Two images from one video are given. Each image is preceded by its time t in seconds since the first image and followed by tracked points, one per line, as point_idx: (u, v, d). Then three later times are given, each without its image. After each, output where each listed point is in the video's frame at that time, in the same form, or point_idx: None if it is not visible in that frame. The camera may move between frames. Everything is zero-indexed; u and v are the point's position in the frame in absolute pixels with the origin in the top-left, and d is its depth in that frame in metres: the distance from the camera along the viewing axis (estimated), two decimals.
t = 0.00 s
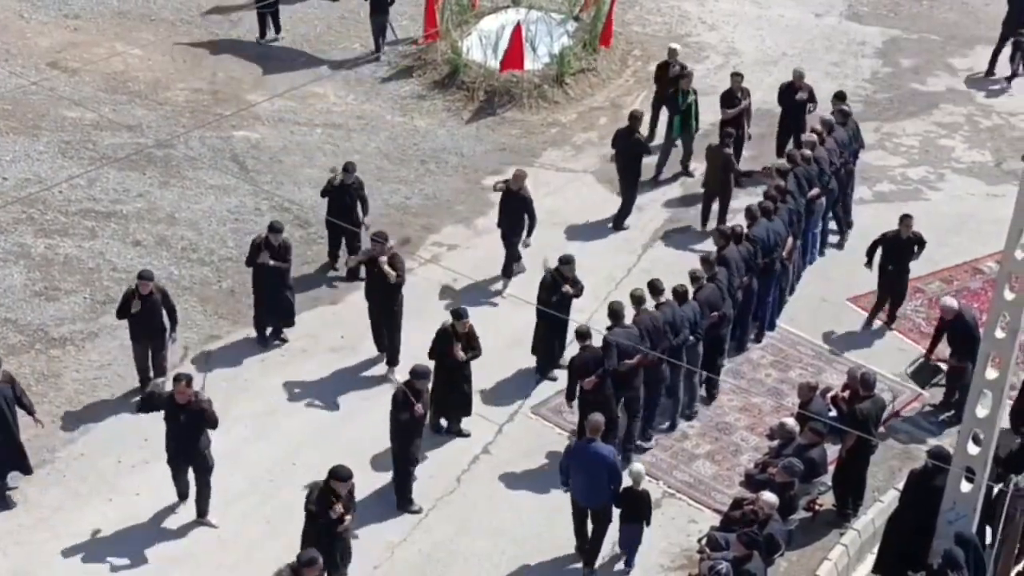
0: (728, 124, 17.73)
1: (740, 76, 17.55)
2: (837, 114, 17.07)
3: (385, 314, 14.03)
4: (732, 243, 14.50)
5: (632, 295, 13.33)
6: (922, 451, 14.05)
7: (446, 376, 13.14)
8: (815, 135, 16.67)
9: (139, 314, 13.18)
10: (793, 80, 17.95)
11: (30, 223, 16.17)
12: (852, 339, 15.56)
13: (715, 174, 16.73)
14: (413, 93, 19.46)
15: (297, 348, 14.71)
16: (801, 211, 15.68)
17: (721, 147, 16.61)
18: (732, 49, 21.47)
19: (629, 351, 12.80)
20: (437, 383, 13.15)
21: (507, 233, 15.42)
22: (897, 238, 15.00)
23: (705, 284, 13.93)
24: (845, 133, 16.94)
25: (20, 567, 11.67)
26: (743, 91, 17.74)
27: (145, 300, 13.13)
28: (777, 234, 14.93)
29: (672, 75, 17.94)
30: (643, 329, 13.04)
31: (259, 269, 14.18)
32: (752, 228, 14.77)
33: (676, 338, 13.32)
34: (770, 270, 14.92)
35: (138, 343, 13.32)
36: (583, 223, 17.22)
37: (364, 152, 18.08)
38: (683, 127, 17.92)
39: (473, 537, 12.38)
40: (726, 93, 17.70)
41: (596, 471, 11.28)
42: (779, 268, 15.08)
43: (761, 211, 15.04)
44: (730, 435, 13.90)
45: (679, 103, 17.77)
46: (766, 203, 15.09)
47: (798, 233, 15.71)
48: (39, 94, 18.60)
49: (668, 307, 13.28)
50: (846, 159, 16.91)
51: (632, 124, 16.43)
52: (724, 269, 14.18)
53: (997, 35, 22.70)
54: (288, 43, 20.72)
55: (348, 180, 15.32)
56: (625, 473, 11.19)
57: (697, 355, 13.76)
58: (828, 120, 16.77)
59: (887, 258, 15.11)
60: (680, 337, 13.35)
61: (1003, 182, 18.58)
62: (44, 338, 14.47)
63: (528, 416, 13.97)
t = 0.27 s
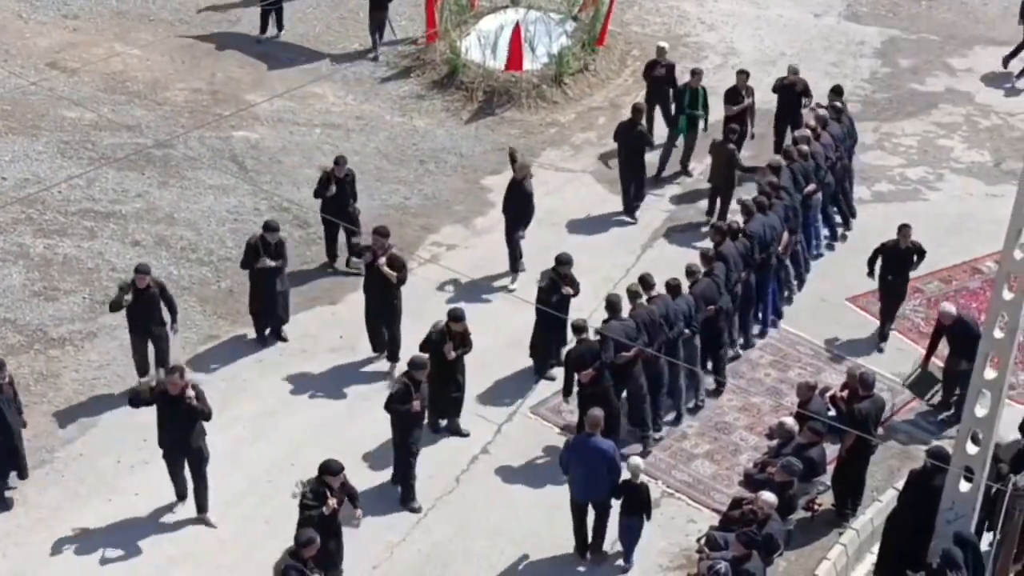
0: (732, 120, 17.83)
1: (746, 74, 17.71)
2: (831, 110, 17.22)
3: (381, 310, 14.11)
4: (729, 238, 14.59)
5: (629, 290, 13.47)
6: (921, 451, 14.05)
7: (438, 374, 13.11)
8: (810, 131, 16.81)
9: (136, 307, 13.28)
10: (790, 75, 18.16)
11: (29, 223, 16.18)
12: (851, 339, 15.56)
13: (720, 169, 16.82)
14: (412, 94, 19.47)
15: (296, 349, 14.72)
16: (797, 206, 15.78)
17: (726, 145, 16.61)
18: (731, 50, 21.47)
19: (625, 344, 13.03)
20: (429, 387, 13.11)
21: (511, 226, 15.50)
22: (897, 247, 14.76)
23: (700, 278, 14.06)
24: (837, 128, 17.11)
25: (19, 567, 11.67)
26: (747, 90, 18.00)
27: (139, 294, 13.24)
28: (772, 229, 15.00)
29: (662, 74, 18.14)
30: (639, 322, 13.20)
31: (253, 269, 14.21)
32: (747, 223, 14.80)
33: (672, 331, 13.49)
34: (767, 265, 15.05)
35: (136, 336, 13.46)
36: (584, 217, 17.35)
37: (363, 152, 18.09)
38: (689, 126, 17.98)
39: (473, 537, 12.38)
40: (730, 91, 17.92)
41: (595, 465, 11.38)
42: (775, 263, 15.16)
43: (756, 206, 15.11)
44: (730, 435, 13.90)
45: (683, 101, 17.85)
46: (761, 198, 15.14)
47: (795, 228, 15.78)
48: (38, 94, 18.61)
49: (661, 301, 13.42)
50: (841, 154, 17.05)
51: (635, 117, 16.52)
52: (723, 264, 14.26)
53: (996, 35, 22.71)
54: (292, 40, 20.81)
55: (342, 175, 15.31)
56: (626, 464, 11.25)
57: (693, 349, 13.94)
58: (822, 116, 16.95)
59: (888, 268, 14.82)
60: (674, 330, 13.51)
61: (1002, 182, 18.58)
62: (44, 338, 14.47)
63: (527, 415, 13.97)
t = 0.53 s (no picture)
0: (731, 121, 17.85)
1: (745, 76, 17.79)
2: (830, 112, 17.34)
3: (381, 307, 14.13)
4: (730, 241, 14.71)
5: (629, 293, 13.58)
6: (920, 457, 14.02)
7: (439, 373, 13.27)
8: (809, 133, 16.91)
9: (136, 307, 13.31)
10: (789, 78, 18.18)
11: (27, 228, 16.16)
12: (849, 346, 15.52)
13: (719, 169, 17.10)
14: (411, 98, 19.46)
15: (294, 354, 14.69)
16: (796, 209, 15.90)
17: (724, 146, 16.90)
18: (729, 54, 21.47)
19: (628, 348, 13.08)
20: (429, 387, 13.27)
21: (513, 230, 15.60)
22: (894, 258, 14.65)
23: (701, 282, 14.19)
24: (836, 130, 17.19)
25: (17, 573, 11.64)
26: (746, 92, 18.00)
27: (139, 292, 13.23)
28: (771, 231, 15.13)
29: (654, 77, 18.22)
30: (640, 325, 13.32)
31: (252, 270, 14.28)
32: (746, 226, 14.94)
33: (673, 334, 13.59)
34: (767, 268, 15.19)
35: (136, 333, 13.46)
36: (584, 218, 17.41)
37: (361, 157, 18.08)
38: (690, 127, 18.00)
39: (471, 542, 12.35)
40: (730, 92, 17.91)
41: (597, 466, 11.38)
42: (775, 266, 15.31)
43: (755, 209, 15.23)
44: (728, 440, 13.88)
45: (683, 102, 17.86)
46: (760, 201, 15.27)
47: (795, 230, 15.92)
48: (37, 99, 18.60)
49: (662, 304, 13.56)
50: (840, 155, 17.13)
51: (639, 118, 16.70)
52: (723, 267, 14.39)
53: (993, 40, 22.72)
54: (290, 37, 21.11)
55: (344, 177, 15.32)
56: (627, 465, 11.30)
57: (697, 351, 14.04)
58: (821, 119, 17.01)
59: (885, 279, 14.72)
60: (675, 333, 13.62)
61: (1000, 187, 18.57)
62: (41, 343, 14.44)
63: (526, 420, 13.95)
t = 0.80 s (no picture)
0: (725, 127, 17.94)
1: (737, 81, 17.94)
2: (833, 117, 17.41)
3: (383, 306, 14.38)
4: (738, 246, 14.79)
5: (638, 298, 13.61)
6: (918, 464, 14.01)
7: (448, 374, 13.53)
8: (813, 137, 16.98)
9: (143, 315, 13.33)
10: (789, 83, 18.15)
11: (24, 235, 16.18)
12: (845, 355, 15.48)
13: (713, 172, 17.14)
14: (408, 105, 19.48)
15: (292, 360, 14.71)
16: (800, 214, 15.96)
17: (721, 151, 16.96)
18: (726, 61, 21.49)
19: (636, 354, 13.16)
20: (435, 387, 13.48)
21: (516, 235, 15.68)
22: (892, 269, 14.58)
23: (708, 287, 14.25)
24: (840, 134, 17.28)
25: None
26: (738, 98, 18.12)
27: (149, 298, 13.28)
28: (777, 236, 15.22)
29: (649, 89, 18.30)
30: (648, 330, 13.38)
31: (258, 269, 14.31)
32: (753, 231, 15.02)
33: (680, 339, 13.65)
34: (772, 273, 15.23)
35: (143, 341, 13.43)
36: (587, 221, 17.50)
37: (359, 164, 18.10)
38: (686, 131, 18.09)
39: (468, 549, 12.36)
40: (721, 100, 18.07)
41: (602, 469, 11.46)
42: (780, 271, 15.40)
43: (760, 214, 15.32)
44: (725, 446, 13.89)
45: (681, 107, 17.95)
46: (766, 206, 15.35)
47: (799, 235, 16.01)
48: (34, 106, 18.62)
49: (671, 310, 13.64)
50: (842, 160, 17.24)
51: (643, 123, 16.81)
52: (729, 272, 14.44)
53: (989, 47, 22.75)
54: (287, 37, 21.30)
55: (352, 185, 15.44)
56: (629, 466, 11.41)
57: (703, 358, 14.10)
58: (825, 123, 17.03)
59: (883, 290, 14.70)
60: (683, 339, 13.69)
61: (996, 193, 18.58)
62: (39, 350, 14.45)
63: (523, 426, 13.96)
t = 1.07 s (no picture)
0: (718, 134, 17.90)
1: (729, 88, 17.94)
2: (842, 125, 17.43)
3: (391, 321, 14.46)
4: (749, 256, 14.82)
5: (650, 307, 13.60)
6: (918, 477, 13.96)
7: (455, 385, 13.60)
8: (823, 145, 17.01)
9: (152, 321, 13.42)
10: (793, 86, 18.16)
11: (23, 248, 16.16)
12: (845, 368, 15.43)
13: (710, 180, 17.11)
14: (406, 118, 19.48)
15: (290, 373, 14.68)
16: (809, 223, 16.01)
17: (721, 159, 16.95)
18: (725, 73, 21.49)
19: (649, 365, 13.18)
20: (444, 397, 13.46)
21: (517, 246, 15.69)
22: (897, 284, 14.48)
23: (723, 296, 14.22)
24: (848, 142, 17.32)
25: None
26: (732, 104, 18.16)
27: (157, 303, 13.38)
28: (788, 245, 15.24)
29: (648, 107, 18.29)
30: (660, 341, 13.40)
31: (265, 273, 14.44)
32: (764, 240, 15.03)
33: (692, 351, 13.68)
34: (782, 282, 15.26)
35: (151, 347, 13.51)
36: (596, 231, 17.56)
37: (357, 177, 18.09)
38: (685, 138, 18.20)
39: (466, 563, 12.31)
40: (716, 109, 18.15)
41: (609, 479, 11.51)
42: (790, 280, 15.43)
43: (773, 223, 15.31)
44: (725, 459, 13.86)
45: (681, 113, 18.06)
46: (777, 216, 15.37)
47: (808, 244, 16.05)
48: (33, 119, 18.63)
49: (687, 320, 13.63)
50: (849, 168, 17.28)
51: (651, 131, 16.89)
52: (741, 281, 14.47)
53: (987, 59, 22.74)
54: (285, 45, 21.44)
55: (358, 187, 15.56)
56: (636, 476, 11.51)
57: (714, 368, 14.13)
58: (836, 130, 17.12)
59: (888, 305, 14.60)
60: (695, 351, 13.70)
61: (995, 206, 18.56)
62: (36, 363, 14.41)
63: (522, 439, 13.93)
